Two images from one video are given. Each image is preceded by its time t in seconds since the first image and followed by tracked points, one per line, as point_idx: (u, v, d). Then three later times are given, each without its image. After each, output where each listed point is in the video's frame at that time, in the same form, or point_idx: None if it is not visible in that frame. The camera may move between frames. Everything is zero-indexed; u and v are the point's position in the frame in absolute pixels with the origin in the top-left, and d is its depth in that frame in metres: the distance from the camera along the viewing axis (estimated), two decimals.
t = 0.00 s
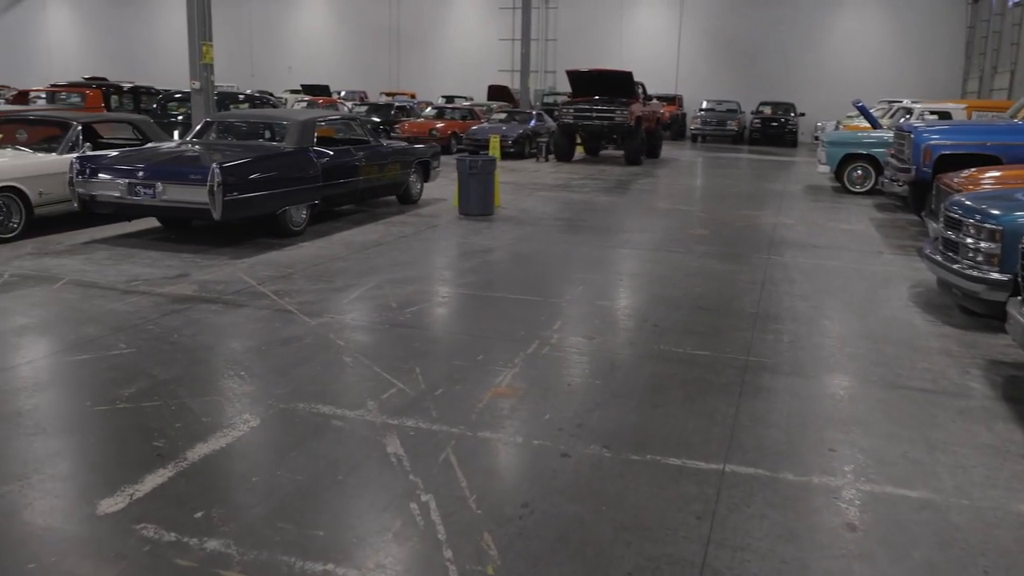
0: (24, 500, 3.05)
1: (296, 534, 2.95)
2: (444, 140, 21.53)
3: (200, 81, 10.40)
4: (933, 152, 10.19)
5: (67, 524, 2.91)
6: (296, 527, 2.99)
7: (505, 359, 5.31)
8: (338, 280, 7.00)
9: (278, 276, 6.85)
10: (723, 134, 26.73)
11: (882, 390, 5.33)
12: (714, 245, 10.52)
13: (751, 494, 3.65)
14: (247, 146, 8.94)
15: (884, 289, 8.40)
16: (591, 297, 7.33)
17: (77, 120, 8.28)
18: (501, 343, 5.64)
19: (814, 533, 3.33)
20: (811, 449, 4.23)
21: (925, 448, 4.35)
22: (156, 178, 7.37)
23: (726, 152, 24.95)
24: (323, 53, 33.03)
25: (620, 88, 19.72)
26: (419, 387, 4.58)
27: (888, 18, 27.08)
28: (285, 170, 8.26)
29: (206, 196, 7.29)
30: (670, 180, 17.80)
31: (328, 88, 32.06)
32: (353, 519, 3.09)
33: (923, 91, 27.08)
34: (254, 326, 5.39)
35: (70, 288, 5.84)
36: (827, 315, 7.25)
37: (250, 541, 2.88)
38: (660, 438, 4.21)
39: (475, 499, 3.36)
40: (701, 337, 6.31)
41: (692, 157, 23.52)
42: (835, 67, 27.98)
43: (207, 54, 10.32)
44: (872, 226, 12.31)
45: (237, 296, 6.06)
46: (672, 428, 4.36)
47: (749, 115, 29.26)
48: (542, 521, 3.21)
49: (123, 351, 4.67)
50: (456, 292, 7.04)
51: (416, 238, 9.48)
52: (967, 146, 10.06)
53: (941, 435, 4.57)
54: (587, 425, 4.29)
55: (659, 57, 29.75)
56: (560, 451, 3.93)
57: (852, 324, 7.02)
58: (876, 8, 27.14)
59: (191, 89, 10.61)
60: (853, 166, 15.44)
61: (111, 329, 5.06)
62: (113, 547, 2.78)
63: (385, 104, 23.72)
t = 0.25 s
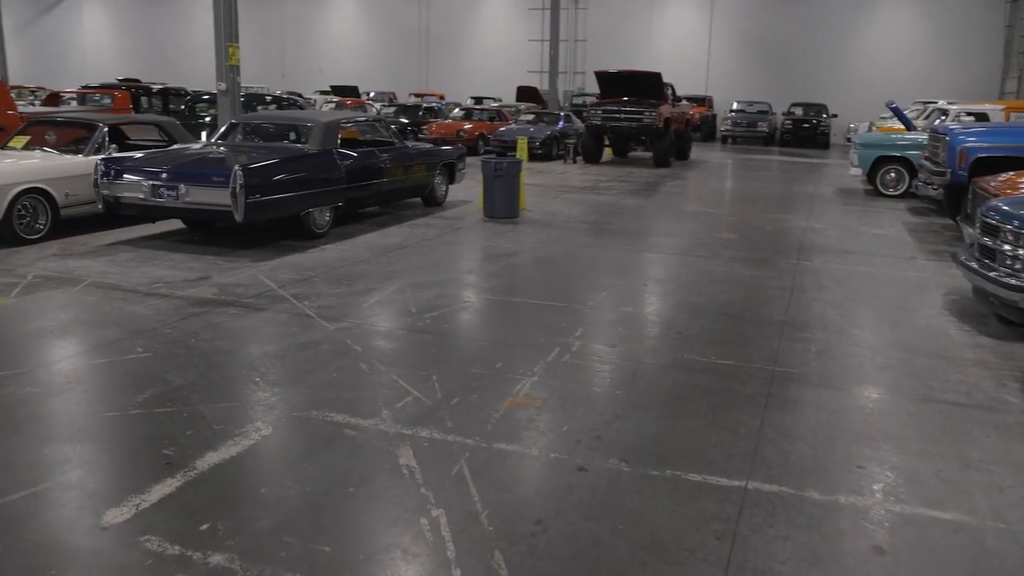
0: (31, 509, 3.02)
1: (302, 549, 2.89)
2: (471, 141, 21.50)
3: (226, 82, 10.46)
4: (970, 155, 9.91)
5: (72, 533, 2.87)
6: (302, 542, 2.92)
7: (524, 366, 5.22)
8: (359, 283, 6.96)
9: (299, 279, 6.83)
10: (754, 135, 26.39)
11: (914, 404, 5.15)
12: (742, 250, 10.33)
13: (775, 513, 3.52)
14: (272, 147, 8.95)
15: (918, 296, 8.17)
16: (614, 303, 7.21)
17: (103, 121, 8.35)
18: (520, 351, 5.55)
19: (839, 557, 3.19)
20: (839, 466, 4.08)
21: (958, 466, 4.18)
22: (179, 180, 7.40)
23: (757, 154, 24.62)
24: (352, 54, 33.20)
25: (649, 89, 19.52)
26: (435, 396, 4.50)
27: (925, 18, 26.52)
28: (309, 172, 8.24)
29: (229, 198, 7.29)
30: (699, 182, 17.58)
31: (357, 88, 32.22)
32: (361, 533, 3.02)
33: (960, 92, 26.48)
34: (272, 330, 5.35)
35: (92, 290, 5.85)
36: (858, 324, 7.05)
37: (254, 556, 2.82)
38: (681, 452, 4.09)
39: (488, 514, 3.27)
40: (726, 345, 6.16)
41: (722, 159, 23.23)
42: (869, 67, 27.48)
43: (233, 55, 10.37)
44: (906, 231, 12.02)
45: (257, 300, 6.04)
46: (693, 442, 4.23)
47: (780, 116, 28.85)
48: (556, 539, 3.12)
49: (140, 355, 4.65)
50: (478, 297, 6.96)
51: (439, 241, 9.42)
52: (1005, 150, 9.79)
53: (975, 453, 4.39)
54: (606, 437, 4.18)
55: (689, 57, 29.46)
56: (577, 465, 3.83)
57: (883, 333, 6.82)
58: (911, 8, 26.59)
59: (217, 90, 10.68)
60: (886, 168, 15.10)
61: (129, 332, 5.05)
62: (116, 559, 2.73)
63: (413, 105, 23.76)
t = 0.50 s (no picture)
0: (46, 512, 2.98)
1: (316, 562, 2.81)
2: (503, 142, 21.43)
3: (257, 84, 10.52)
4: (1014, 157, 9.62)
5: (84, 540, 2.83)
6: (316, 556, 2.85)
7: (550, 374, 5.12)
8: (386, 286, 6.91)
9: (325, 282, 6.80)
10: (790, 137, 25.98)
11: (955, 417, 4.94)
12: (777, 254, 10.11)
13: (807, 532, 3.38)
14: (302, 149, 8.94)
15: (960, 304, 7.90)
16: (644, 308, 7.07)
17: (136, 122, 8.44)
18: (546, 357, 5.44)
19: None
20: (877, 484, 3.91)
21: (1003, 486, 3.99)
22: (208, 182, 7.42)
23: (793, 156, 24.21)
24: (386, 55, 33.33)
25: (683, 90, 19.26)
26: (458, 404, 4.42)
27: (968, 17, 25.86)
28: (338, 174, 8.22)
29: (257, 200, 7.29)
30: (733, 184, 17.32)
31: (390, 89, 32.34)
32: (375, 548, 2.94)
33: (1005, 92, 25.77)
34: (296, 334, 5.32)
35: (120, 291, 5.88)
36: (897, 332, 6.83)
37: (266, 570, 2.75)
38: (709, 466, 3.95)
39: (507, 528, 3.18)
40: (759, 353, 5.99)
41: (757, 160, 22.88)
42: (910, 67, 26.87)
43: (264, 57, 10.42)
44: (947, 235, 11.68)
45: (283, 302, 6.02)
46: (723, 455, 4.10)
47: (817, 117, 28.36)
48: (578, 557, 3.01)
49: (163, 359, 4.64)
50: (505, 301, 6.87)
51: (468, 243, 9.35)
52: None
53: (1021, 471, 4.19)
54: (632, 450, 4.06)
55: (725, 58, 29.10)
56: (601, 478, 3.71)
57: (923, 342, 6.59)
58: (954, 6, 25.95)
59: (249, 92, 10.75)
60: (927, 170, 14.69)
61: (155, 335, 5.05)
62: (128, 570, 2.68)
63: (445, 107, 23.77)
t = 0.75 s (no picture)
0: (68, 516, 2.94)
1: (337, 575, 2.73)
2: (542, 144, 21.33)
3: (296, 86, 10.59)
4: None
5: (104, 546, 2.77)
6: (337, 568, 2.76)
7: (583, 381, 4.98)
8: (420, 289, 6.84)
9: (359, 284, 6.75)
10: (834, 139, 25.42)
11: (1012, 432, 4.69)
12: (820, 259, 9.83)
13: (853, 554, 3.20)
14: (339, 150, 8.93)
15: (1014, 312, 7.56)
16: (683, 313, 6.89)
17: (175, 124, 8.51)
18: (580, 363, 5.31)
19: None
20: (929, 502, 3.70)
21: None
22: (244, 183, 7.44)
23: (837, 158, 23.68)
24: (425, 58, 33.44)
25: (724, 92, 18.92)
26: (489, 411, 4.31)
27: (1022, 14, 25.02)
28: (373, 175, 8.18)
29: (292, 201, 7.28)
30: (775, 187, 16.96)
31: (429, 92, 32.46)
32: (398, 561, 2.84)
33: None
34: (327, 337, 5.27)
35: (154, 292, 5.89)
36: (948, 341, 6.54)
37: None
38: (749, 481, 3.78)
39: (536, 543, 3.06)
40: (802, 361, 5.78)
41: (800, 163, 22.41)
42: (960, 67, 26.10)
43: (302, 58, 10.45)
44: (1000, 240, 11.24)
45: (315, 304, 5.98)
46: (763, 469, 3.92)
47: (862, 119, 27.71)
48: None
49: (193, 361, 4.61)
50: (540, 304, 6.75)
51: (504, 246, 9.25)
52: None
53: None
54: (668, 462, 3.91)
55: (768, 59, 28.60)
56: (635, 491, 3.57)
57: (976, 351, 6.30)
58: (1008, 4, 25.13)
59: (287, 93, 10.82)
60: (976, 173, 14.17)
61: (188, 336, 5.04)
62: None
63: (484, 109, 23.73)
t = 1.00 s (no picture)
0: (88, 523, 2.86)
1: None
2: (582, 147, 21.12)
3: (335, 86, 10.58)
4: None
5: (120, 556, 2.69)
6: None
7: (621, 390, 4.81)
8: (455, 292, 6.73)
9: (394, 286, 6.67)
10: (881, 142, 24.78)
11: None
12: (869, 265, 9.49)
13: None
14: (377, 151, 8.87)
15: None
16: (725, 320, 6.67)
17: (214, 124, 8.54)
18: (618, 371, 5.13)
19: None
20: (991, 528, 3.45)
21: None
22: (281, 183, 7.41)
23: (885, 162, 23.06)
24: (466, 60, 33.46)
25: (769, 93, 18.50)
26: (523, 420, 4.16)
27: None
28: (410, 176, 8.09)
29: (328, 202, 7.22)
30: (821, 191, 16.53)
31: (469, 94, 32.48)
32: None
33: None
34: (359, 340, 5.17)
35: (189, 292, 5.86)
36: (1006, 353, 6.21)
37: None
38: (796, 501, 3.57)
39: (568, 563, 2.90)
40: (851, 373, 5.53)
41: (847, 166, 21.86)
42: (1016, 67, 25.23)
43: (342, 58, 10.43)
44: None
45: (348, 307, 5.90)
46: (810, 488, 3.70)
47: (911, 121, 26.96)
48: None
49: (224, 363, 4.55)
50: (578, 309, 6.59)
51: (541, 249, 9.10)
52: None
53: None
54: (709, 478, 3.71)
55: (814, 60, 28.00)
56: (674, 509, 3.39)
57: None
58: None
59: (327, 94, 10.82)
60: None
61: (221, 337, 4.99)
62: None
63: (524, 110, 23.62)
